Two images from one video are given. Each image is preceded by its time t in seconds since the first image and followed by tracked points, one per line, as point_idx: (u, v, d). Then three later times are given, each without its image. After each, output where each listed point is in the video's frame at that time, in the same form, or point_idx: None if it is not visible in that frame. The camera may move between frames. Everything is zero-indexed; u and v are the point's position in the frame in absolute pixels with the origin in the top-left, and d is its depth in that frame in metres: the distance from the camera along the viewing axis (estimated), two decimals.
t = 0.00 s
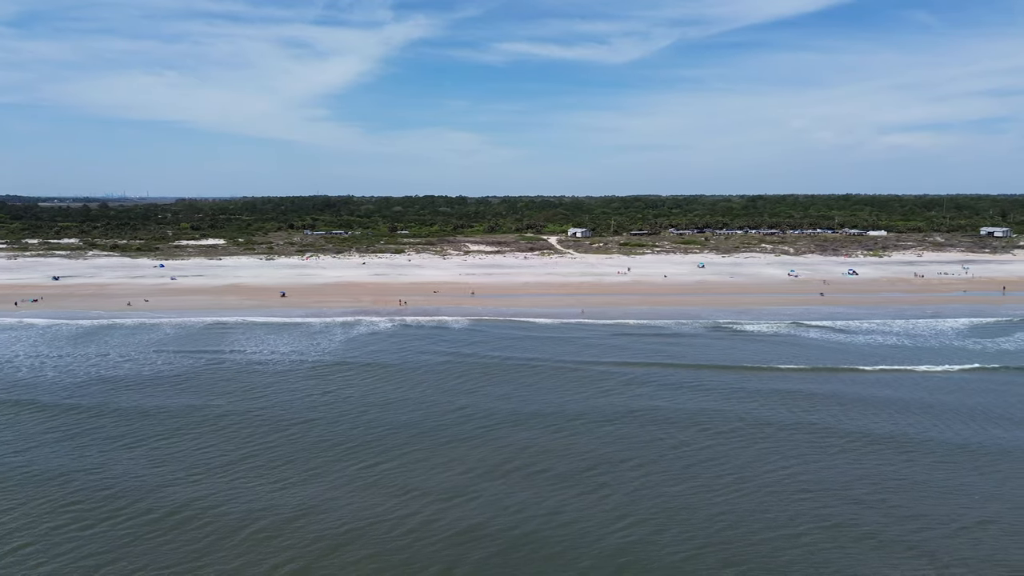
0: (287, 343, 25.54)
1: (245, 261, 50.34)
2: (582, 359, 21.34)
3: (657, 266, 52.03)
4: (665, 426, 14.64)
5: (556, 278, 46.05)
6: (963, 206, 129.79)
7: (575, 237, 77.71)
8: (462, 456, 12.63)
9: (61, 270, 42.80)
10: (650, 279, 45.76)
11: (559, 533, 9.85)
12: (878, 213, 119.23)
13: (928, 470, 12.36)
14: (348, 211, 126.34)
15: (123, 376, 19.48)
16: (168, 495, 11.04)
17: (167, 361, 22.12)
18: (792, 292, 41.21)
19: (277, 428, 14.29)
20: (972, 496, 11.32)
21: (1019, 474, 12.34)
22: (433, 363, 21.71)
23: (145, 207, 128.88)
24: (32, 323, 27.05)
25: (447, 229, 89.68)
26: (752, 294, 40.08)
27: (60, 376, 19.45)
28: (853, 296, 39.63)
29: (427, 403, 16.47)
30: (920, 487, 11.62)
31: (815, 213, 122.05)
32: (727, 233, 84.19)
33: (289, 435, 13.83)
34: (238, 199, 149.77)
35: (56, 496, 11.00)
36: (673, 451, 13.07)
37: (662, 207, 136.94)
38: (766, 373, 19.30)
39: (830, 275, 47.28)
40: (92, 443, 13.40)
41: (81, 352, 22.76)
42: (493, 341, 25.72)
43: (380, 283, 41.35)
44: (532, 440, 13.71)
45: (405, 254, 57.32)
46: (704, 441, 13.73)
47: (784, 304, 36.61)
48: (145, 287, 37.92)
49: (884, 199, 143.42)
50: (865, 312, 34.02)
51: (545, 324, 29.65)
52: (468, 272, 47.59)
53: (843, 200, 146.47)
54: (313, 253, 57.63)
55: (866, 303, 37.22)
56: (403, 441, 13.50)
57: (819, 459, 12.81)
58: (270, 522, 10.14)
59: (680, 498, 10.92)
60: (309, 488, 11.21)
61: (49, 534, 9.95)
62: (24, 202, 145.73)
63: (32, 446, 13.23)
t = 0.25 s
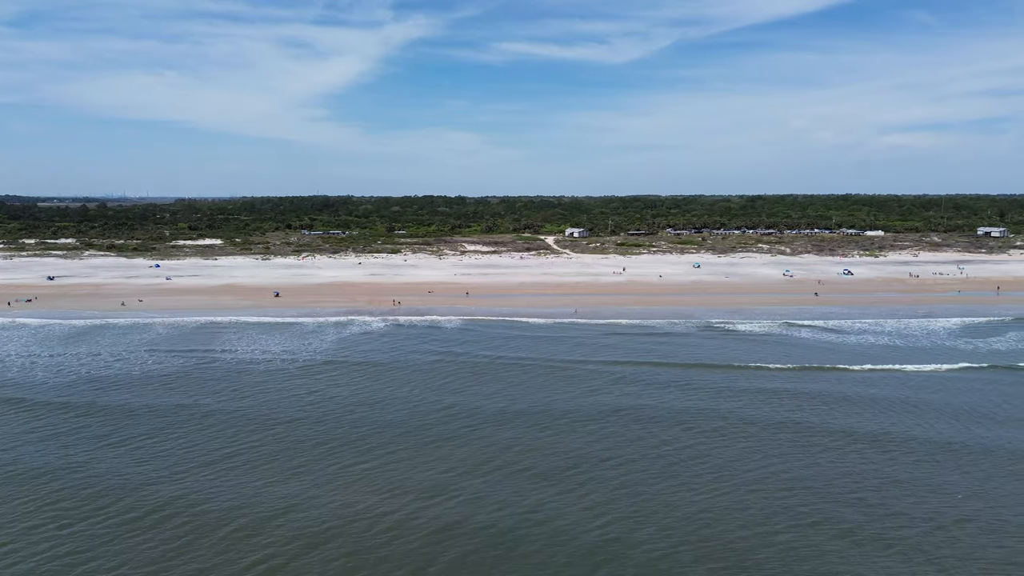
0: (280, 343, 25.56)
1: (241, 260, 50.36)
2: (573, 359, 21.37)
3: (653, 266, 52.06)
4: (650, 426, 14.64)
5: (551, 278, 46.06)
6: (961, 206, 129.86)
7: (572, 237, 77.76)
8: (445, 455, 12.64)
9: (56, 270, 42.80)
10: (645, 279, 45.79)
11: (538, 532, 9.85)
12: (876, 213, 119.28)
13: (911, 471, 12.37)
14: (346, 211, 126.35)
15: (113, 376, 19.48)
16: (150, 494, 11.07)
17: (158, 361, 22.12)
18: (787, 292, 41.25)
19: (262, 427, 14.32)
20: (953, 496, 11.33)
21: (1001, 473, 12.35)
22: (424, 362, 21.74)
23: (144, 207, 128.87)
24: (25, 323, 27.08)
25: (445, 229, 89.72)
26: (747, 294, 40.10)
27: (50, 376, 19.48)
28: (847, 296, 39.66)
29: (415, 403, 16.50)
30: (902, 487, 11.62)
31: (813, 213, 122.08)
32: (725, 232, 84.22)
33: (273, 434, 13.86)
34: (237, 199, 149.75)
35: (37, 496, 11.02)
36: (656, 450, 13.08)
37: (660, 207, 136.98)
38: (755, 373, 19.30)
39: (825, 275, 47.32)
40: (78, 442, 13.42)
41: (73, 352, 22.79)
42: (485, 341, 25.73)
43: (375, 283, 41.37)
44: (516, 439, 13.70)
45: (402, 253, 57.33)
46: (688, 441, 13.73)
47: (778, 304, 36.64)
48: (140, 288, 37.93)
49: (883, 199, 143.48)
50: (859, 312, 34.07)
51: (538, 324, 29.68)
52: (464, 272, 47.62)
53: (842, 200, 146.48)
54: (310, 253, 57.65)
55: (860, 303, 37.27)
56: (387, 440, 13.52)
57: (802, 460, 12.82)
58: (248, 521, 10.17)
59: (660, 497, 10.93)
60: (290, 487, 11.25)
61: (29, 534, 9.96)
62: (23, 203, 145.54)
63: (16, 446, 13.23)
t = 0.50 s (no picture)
0: (273, 342, 25.59)
1: (237, 261, 50.37)
2: (565, 360, 21.43)
3: (649, 266, 52.11)
4: (638, 426, 14.64)
5: (547, 278, 46.10)
6: (959, 206, 129.97)
7: (570, 237, 77.78)
8: (430, 454, 12.65)
9: (51, 270, 42.82)
10: (641, 279, 45.84)
11: (520, 534, 9.84)
12: (874, 213, 119.36)
13: (895, 471, 12.37)
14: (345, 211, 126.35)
15: (104, 376, 19.48)
16: (134, 492, 11.12)
17: (150, 361, 22.12)
18: (782, 292, 41.31)
19: (250, 427, 14.35)
20: (937, 496, 11.32)
21: (986, 472, 12.36)
22: (416, 362, 21.77)
23: (142, 207, 128.80)
24: (19, 323, 27.10)
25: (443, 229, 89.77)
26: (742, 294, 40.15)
27: (41, 376, 19.49)
28: (841, 296, 39.72)
29: (404, 402, 16.52)
30: (886, 487, 11.62)
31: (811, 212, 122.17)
32: (722, 233, 84.32)
33: (260, 434, 13.88)
34: (235, 199, 149.69)
35: (22, 496, 11.03)
36: (643, 451, 13.07)
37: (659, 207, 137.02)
38: (745, 374, 19.32)
39: (821, 275, 47.39)
40: (65, 443, 13.44)
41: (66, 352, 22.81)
42: (477, 341, 25.77)
43: (370, 283, 41.40)
44: (502, 439, 13.71)
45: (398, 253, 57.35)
46: (675, 441, 13.72)
47: (773, 304, 36.70)
48: (135, 287, 37.94)
49: (881, 199, 143.57)
50: (853, 311, 34.14)
51: (531, 324, 29.72)
52: (460, 272, 47.66)
53: (840, 199, 146.52)
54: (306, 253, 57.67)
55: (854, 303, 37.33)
56: (374, 439, 13.54)
57: (788, 460, 12.81)
58: (230, 519, 10.22)
59: (644, 497, 10.93)
60: (274, 486, 11.27)
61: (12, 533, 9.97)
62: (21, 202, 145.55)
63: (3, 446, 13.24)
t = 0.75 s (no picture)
0: (265, 342, 25.62)
1: (233, 261, 50.39)
2: (555, 360, 21.46)
3: (645, 266, 52.15)
4: (624, 426, 14.61)
5: (542, 278, 46.12)
6: (958, 206, 130.08)
7: (567, 237, 77.82)
8: (414, 454, 12.62)
9: (47, 270, 42.85)
10: (636, 279, 45.86)
11: (500, 535, 9.81)
12: (873, 213, 119.41)
13: (880, 471, 12.34)
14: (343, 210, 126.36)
15: (93, 376, 19.50)
16: (114, 493, 11.09)
17: (140, 361, 22.13)
18: (777, 292, 41.35)
19: (235, 427, 14.34)
20: (921, 496, 11.28)
21: (971, 471, 12.31)
22: (407, 362, 21.79)
23: (141, 207, 128.79)
24: (12, 323, 27.12)
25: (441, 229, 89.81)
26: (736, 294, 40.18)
27: (31, 376, 19.52)
28: (835, 296, 39.75)
29: (392, 402, 16.54)
30: (870, 487, 11.58)
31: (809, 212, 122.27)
32: (719, 232, 84.37)
33: (245, 434, 13.86)
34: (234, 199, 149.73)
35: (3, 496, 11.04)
36: (626, 451, 13.07)
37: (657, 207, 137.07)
38: (734, 374, 19.32)
39: (816, 275, 47.42)
40: (50, 443, 13.46)
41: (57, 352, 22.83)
42: (469, 341, 25.77)
43: (365, 283, 41.43)
44: (488, 439, 13.67)
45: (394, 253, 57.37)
46: (661, 440, 13.69)
47: (767, 304, 36.73)
48: (129, 287, 37.96)
49: (879, 199, 143.63)
50: (846, 311, 34.18)
51: (524, 324, 29.75)
52: (456, 272, 47.68)
53: (839, 199, 146.57)
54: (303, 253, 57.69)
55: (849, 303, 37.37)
56: (358, 439, 13.52)
57: (773, 460, 12.76)
58: (209, 520, 10.20)
59: (626, 498, 10.90)
60: (255, 486, 11.25)
61: None
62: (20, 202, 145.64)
63: None
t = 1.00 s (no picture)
0: (257, 343, 25.61)
1: (228, 261, 50.36)
2: (546, 360, 21.49)
3: (640, 266, 52.16)
4: (612, 425, 14.64)
5: (538, 278, 46.13)
6: (956, 206, 130.17)
7: (564, 237, 77.82)
8: (401, 454, 12.62)
9: (41, 270, 42.80)
10: (632, 279, 45.87)
11: (483, 535, 9.80)
12: (871, 213, 119.41)
13: (866, 470, 12.34)
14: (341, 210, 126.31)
15: (83, 375, 19.48)
16: (100, 492, 11.09)
17: (132, 360, 22.12)
18: (772, 292, 41.39)
19: (224, 427, 14.33)
20: (905, 496, 11.29)
21: (957, 470, 12.33)
22: (397, 362, 21.77)
23: (139, 207, 128.67)
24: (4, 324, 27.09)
25: (439, 229, 89.83)
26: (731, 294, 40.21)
27: (21, 375, 19.50)
28: (830, 296, 39.80)
29: (381, 401, 16.57)
30: (854, 486, 11.61)
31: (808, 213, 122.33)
32: (716, 233, 84.45)
33: (233, 433, 13.87)
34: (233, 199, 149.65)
35: None
36: (613, 450, 13.11)
37: (656, 207, 137.11)
38: (723, 374, 19.35)
39: (811, 276, 47.46)
40: (36, 445, 13.41)
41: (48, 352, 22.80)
42: (462, 341, 25.77)
43: (360, 283, 41.43)
44: (475, 439, 13.68)
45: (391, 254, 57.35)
46: (648, 440, 13.69)
47: (761, 304, 36.75)
48: (124, 287, 37.94)
49: (878, 199, 143.68)
50: (840, 311, 34.22)
51: (517, 324, 29.76)
52: (451, 272, 47.69)
53: (837, 199, 146.59)
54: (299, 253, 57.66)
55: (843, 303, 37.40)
56: (346, 439, 13.52)
57: (760, 459, 12.76)
58: (193, 520, 10.20)
59: (611, 498, 10.90)
60: (240, 486, 11.25)
61: None
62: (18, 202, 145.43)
63: None
